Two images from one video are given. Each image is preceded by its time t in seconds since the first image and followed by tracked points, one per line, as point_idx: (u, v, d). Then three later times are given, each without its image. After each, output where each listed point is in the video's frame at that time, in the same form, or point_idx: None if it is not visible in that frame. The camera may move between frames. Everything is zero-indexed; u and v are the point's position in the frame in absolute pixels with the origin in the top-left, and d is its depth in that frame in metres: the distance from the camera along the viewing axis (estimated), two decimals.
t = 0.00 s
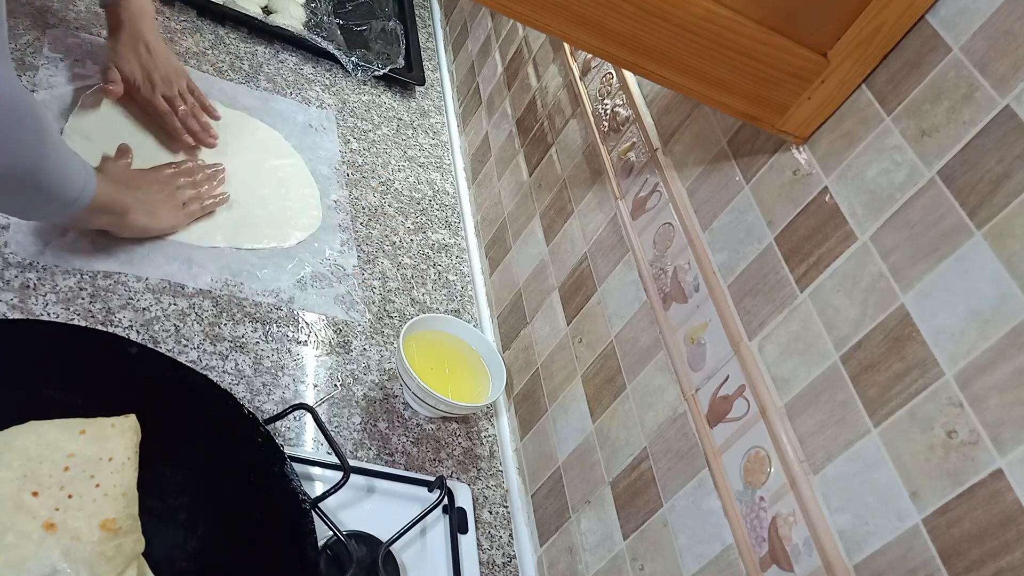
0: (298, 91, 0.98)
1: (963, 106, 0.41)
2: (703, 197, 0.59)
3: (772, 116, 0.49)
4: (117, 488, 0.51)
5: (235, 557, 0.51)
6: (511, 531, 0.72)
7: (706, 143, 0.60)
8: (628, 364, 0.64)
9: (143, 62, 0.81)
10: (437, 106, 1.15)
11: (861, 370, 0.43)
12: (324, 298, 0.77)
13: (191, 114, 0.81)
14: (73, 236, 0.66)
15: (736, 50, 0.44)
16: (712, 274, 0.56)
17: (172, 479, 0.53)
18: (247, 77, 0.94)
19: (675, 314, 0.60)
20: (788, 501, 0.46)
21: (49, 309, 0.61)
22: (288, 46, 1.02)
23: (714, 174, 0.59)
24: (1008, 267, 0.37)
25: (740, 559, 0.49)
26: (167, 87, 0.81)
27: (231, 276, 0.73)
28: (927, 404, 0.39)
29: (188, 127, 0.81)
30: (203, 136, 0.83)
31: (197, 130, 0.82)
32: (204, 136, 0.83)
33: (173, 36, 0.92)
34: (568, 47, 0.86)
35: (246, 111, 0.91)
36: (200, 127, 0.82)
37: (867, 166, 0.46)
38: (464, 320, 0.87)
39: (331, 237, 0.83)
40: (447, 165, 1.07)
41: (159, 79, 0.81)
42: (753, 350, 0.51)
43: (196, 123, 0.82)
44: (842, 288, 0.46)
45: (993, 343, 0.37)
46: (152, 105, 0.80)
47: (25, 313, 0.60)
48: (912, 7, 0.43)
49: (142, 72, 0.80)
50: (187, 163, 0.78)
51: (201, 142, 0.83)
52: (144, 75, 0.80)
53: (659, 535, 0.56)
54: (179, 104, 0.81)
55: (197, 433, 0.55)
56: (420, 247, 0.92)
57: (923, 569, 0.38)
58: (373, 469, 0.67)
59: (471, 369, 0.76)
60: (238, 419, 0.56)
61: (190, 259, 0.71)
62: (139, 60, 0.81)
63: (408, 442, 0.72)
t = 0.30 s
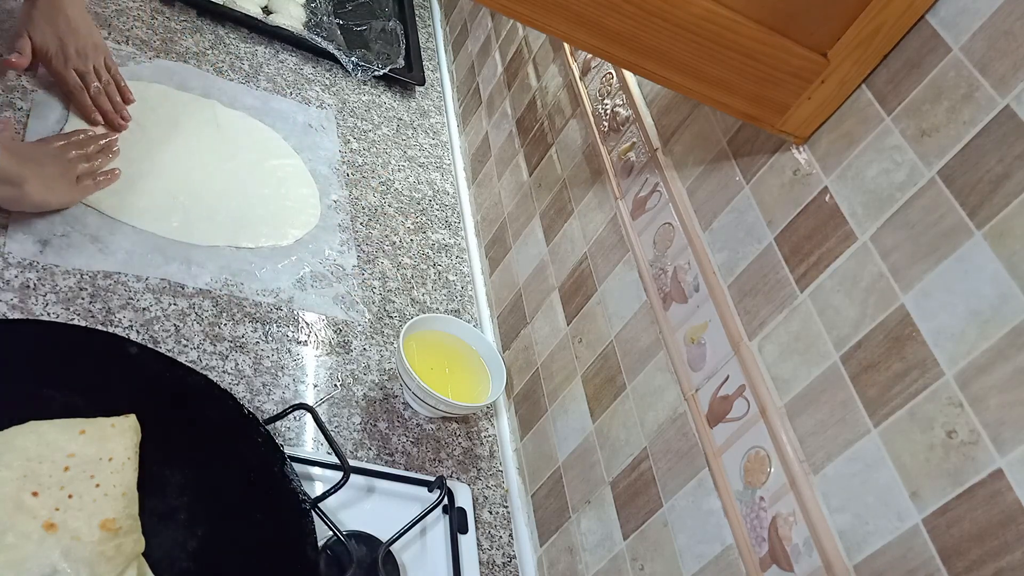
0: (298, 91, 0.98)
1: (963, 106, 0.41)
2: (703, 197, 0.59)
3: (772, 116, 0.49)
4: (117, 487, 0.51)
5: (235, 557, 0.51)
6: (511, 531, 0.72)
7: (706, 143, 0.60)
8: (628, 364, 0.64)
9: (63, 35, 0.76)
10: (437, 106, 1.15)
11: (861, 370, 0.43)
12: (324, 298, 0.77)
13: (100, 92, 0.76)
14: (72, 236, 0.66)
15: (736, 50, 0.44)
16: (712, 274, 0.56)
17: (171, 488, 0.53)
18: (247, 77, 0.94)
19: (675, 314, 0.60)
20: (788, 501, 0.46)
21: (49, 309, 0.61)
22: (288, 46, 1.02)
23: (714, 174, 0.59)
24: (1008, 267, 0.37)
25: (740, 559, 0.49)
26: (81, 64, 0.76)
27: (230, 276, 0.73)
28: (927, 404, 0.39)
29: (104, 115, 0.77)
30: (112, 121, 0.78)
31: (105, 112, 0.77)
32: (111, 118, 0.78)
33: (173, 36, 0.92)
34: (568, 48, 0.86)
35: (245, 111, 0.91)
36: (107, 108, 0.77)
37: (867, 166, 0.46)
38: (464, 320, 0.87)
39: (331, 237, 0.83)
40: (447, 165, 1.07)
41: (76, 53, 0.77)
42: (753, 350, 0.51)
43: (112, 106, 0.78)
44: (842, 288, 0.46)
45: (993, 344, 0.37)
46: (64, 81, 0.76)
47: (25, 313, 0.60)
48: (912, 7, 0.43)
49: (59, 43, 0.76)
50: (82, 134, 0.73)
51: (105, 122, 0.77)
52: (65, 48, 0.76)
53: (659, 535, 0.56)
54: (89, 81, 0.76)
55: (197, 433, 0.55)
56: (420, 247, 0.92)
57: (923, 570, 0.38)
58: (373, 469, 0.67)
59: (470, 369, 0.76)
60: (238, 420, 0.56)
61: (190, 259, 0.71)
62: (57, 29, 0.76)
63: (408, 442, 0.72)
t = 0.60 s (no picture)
0: (298, 91, 0.98)
1: (963, 106, 0.41)
2: (703, 197, 0.59)
3: (773, 115, 0.49)
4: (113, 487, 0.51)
5: (235, 557, 0.51)
6: (511, 531, 0.72)
7: (706, 143, 0.60)
8: (628, 364, 0.64)
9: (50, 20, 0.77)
10: (437, 106, 1.15)
11: (861, 370, 0.43)
12: (324, 298, 0.77)
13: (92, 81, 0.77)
14: (72, 236, 0.66)
15: (737, 50, 0.44)
16: (712, 274, 0.56)
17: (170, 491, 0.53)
18: (247, 77, 0.94)
19: (675, 314, 0.60)
20: (788, 501, 0.46)
21: (49, 309, 0.61)
22: (288, 47, 1.02)
23: (714, 174, 0.59)
24: (1008, 267, 0.37)
25: (740, 559, 0.49)
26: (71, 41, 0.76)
27: (230, 276, 0.73)
28: (927, 404, 0.39)
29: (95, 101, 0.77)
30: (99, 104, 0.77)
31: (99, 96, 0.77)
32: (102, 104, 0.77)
33: (173, 36, 0.92)
34: (568, 47, 0.86)
35: (246, 111, 0.91)
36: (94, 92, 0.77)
37: (867, 166, 0.46)
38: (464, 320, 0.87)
39: (331, 237, 0.83)
40: (447, 165, 1.07)
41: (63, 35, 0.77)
42: (753, 349, 0.51)
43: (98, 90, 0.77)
44: (842, 288, 0.46)
45: (993, 343, 0.37)
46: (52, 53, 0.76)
47: (26, 313, 0.60)
48: (912, 7, 0.43)
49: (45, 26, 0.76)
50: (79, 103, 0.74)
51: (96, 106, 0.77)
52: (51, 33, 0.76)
53: (659, 535, 0.56)
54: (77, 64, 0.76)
55: (197, 433, 0.55)
56: (420, 247, 0.92)
57: (923, 570, 0.38)
58: (373, 469, 0.67)
59: (470, 369, 0.76)
60: (238, 420, 0.56)
61: (190, 259, 0.71)
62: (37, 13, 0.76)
63: (408, 442, 0.72)
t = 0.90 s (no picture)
0: (298, 92, 0.98)
1: (963, 106, 0.41)
2: (703, 197, 0.59)
3: (772, 116, 0.49)
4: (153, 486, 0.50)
5: (234, 558, 0.50)
6: (511, 531, 0.72)
7: (706, 143, 0.60)
8: (628, 364, 0.64)
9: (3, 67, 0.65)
10: (437, 106, 1.15)
11: (861, 370, 0.43)
12: (324, 298, 0.77)
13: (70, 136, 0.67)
14: (72, 236, 0.66)
15: (736, 51, 0.44)
16: (712, 274, 0.56)
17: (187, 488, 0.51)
18: (247, 77, 0.94)
19: (675, 314, 0.60)
20: (788, 501, 0.46)
21: (49, 309, 0.61)
22: (288, 46, 1.02)
23: (714, 174, 0.59)
24: (1008, 267, 0.37)
25: (740, 559, 0.49)
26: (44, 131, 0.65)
27: (231, 276, 0.73)
28: (927, 404, 0.39)
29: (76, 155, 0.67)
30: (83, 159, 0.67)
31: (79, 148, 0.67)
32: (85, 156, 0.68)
33: (173, 36, 0.92)
34: (569, 47, 0.86)
35: (246, 111, 0.91)
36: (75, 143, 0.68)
37: (867, 166, 0.46)
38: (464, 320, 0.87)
39: (331, 237, 0.83)
40: (447, 165, 1.07)
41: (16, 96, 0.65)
42: (753, 350, 0.51)
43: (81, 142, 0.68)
44: (842, 288, 0.46)
45: (993, 343, 0.37)
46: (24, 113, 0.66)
47: (25, 313, 0.60)
48: (912, 7, 0.43)
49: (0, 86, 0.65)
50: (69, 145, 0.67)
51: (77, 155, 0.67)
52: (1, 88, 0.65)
53: (659, 535, 0.56)
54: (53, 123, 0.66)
55: (196, 432, 0.54)
56: (420, 247, 0.92)
57: (923, 570, 0.38)
58: (373, 469, 0.67)
59: (471, 369, 0.76)
60: (239, 420, 0.56)
61: (190, 259, 0.71)
62: None
63: (408, 442, 0.72)
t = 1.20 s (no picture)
0: (298, 92, 0.98)
1: (963, 106, 0.41)
2: (703, 198, 0.59)
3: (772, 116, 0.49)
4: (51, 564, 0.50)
5: (237, 557, 0.52)
6: (511, 531, 0.72)
7: (706, 143, 0.60)
8: (628, 364, 0.64)
9: (14, 159, 0.60)
10: (437, 106, 1.15)
11: (862, 370, 0.43)
12: (324, 298, 0.77)
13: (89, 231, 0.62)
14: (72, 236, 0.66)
15: (737, 50, 0.44)
16: (712, 274, 0.56)
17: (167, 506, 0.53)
18: (247, 77, 0.95)
19: (675, 314, 0.60)
20: (788, 501, 0.46)
21: (49, 309, 0.61)
22: (288, 47, 1.02)
23: (714, 174, 0.59)
24: (1008, 267, 0.37)
25: (740, 559, 0.49)
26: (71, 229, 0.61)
27: (231, 276, 0.73)
28: (927, 404, 0.39)
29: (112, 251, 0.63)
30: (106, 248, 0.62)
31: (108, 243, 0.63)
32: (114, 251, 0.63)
33: (173, 36, 0.92)
34: (568, 47, 0.86)
35: (246, 111, 0.91)
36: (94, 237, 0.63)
37: (867, 166, 0.46)
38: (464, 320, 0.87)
39: (331, 237, 0.83)
40: (447, 165, 1.07)
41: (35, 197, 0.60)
42: (753, 349, 0.51)
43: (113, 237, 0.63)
44: (842, 288, 0.46)
45: (993, 343, 0.37)
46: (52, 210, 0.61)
47: (26, 313, 0.60)
48: (912, 7, 0.43)
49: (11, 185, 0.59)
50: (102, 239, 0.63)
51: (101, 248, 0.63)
52: (21, 176, 0.60)
53: (659, 535, 0.56)
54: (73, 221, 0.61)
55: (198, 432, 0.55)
56: (420, 247, 0.92)
57: (923, 570, 0.38)
58: (373, 469, 0.67)
59: (471, 369, 0.76)
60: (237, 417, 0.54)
61: (190, 259, 0.71)
62: None
63: (408, 442, 0.72)
